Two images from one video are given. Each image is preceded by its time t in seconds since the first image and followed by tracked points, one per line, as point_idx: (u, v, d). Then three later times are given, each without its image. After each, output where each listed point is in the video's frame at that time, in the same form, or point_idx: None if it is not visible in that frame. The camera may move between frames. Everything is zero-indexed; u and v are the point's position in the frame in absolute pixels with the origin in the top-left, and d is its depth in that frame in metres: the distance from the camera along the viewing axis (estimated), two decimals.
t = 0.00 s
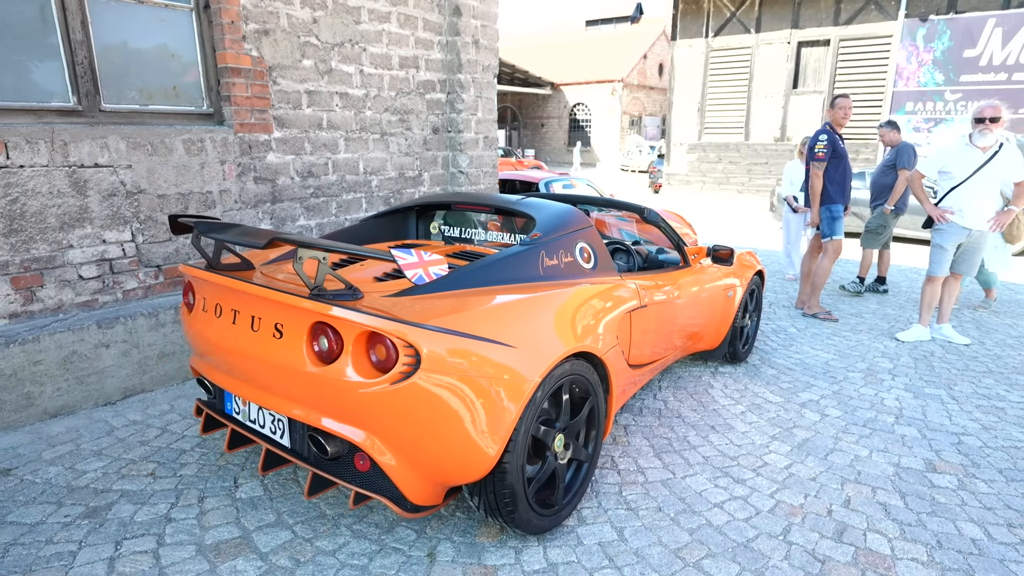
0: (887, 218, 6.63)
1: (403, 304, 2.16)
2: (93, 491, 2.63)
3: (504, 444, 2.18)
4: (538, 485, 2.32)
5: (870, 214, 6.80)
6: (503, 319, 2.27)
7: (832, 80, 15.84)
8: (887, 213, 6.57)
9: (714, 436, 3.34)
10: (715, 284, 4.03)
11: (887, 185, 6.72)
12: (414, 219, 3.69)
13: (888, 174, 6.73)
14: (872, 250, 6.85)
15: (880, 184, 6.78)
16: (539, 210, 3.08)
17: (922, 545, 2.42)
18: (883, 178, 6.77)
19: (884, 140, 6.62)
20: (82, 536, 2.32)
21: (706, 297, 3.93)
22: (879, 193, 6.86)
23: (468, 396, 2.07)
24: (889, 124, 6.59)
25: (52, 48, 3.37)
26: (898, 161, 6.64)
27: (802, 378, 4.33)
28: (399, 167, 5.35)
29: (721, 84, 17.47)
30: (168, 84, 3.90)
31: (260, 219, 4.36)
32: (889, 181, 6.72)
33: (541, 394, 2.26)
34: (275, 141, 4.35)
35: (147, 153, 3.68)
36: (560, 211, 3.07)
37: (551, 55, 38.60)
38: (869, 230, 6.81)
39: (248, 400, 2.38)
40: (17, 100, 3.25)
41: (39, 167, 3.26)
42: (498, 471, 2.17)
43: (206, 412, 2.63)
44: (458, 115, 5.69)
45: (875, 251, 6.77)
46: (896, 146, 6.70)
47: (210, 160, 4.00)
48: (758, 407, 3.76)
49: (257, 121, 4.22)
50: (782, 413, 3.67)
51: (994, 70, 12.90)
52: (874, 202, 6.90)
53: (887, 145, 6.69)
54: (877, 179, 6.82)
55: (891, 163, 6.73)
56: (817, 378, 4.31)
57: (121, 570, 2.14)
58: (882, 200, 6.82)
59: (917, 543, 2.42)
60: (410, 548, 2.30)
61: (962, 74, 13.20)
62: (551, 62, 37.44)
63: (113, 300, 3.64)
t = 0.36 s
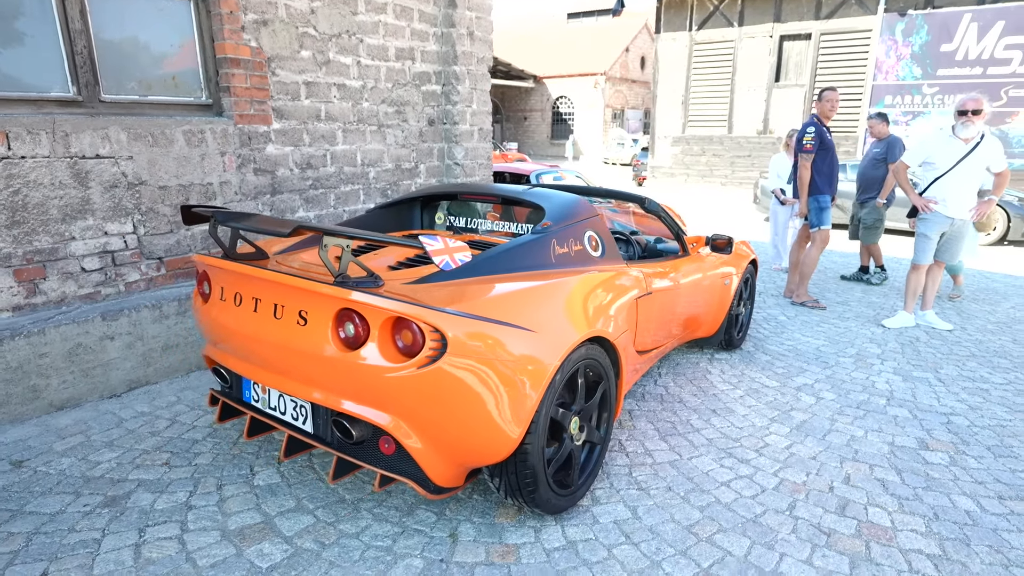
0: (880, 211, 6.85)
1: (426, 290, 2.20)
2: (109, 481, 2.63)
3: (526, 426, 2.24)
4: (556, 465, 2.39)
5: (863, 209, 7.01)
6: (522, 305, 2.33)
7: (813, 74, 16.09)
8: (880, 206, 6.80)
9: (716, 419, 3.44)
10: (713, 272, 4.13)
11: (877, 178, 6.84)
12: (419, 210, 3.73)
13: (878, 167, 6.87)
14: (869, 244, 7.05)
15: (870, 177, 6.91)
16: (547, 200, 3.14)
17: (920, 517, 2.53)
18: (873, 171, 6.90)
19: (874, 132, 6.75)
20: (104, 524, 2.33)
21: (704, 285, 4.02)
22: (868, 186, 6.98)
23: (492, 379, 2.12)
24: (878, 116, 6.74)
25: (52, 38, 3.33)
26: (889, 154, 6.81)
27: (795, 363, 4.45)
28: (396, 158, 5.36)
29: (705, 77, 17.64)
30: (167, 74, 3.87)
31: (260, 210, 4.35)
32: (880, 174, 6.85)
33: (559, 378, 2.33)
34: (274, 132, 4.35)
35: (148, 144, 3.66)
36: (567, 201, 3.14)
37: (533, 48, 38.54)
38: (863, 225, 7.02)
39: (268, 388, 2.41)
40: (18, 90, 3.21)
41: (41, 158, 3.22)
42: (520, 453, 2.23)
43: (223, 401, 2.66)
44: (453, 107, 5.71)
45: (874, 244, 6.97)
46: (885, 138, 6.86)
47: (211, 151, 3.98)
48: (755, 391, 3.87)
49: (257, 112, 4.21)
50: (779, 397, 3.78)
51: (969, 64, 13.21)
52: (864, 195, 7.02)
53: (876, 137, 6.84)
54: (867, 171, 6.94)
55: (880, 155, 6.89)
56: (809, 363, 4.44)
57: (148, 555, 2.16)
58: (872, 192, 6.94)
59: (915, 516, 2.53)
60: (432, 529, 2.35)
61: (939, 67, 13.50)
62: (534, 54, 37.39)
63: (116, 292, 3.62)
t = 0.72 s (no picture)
0: (873, 202, 7.05)
1: (445, 274, 2.21)
2: (117, 473, 2.59)
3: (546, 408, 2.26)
4: (572, 448, 2.42)
5: (854, 200, 7.15)
6: (539, 289, 2.35)
7: (790, 67, 16.36)
8: (874, 197, 6.99)
9: (716, 402, 3.51)
10: (710, 259, 4.20)
11: (868, 168, 6.94)
12: (420, 199, 3.71)
13: (868, 158, 6.99)
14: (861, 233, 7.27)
15: (860, 167, 7.01)
16: (554, 188, 3.17)
17: (921, 491, 2.62)
18: (864, 161, 7.02)
19: (863, 122, 6.99)
20: (116, 516, 2.30)
21: (702, 272, 4.09)
22: (858, 177, 7.08)
23: (513, 363, 2.14)
24: (868, 106, 6.95)
25: (42, 23, 3.25)
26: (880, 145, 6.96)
27: (788, 348, 4.55)
28: (389, 148, 5.33)
29: (684, 69, 17.79)
30: (159, 61, 3.80)
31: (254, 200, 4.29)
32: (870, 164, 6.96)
33: (576, 361, 2.35)
34: (268, 121, 4.29)
35: (141, 132, 3.59)
36: (573, 189, 3.17)
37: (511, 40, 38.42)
38: (856, 215, 7.21)
39: (283, 376, 2.40)
40: (7, 76, 3.12)
41: (33, 146, 3.15)
42: (540, 436, 2.26)
43: (234, 390, 2.64)
44: (445, 97, 5.69)
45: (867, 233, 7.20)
46: (871, 130, 7.06)
47: (205, 140, 3.91)
48: (752, 375, 3.95)
49: (251, 100, 4.15)
50: (775, 380, 3.86)
51: (940, 58, 13.52)
52: (855, 186, 7.12)
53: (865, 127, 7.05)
54: (857, 162, 7.06)
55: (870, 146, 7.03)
56: (802, 348, 4.54)
57: (166, 546, 2.14)
58: (863, 183, 7.03)
59: (916, 490, 2.62)
60: (451, 513, 2.37)
61: (912, 61, 13.80)
62: (512, 46, 37.26)
63: (110, 284, 3.55)
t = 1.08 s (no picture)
0: (850, 198, 7.26)
1: (452, 271, 2.23)
2: (113, 478, 2.54)
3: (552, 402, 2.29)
4: (577, 441, 2.46)
5: (832, 196, 7.36)
6: (543, 285, 2.38)
7: (761, 67, 16.69)
8: (851, 193, 7.20)
9: (707, 394, 3.58)
10: (697, 255, 4.28)
11: (846, 165, 7.12)
12: (412, 197, 3.72)
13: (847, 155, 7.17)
14: (839, 228, 7.48)
15: (838, 165, 7.17)
16: (549, 185, 3.21)
17: (908, 475, 2.72)
18: (843, 159, 7.19)
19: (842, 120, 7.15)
20: (117, 521, 2.26)
21: (691, 267, 4.16)
22: (836, 174, 7.25)
23: (521, 358, 2.16)
24: (847, 106, 7.12)
25: (21, 18, 3.16)
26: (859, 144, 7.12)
27: (772, 340, 4.66)
28: (374, 147, 5.30)
29: (659, 68, 18.00)
30: (142, 58, 3.72)
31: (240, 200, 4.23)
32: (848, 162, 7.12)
33: (579, 355, 2.39)
34: (253, 120, 4.23)
35: (125, 130, 3.51)
36: (567, 187, 3.22)
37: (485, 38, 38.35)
38: (834, 210, 7.43)
39: (286, 375, 2.39)
40: None
41: (14, 145, 3.06)
42: (547, 429, 2.29)
43: (233, 391, 2.61)
44: (429, 95, 5.68)
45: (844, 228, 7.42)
46: (850, 128, 7.24)
47: (190, 139, 3.85)
48: (740, 368, 4.04)
49: (236, 98, 4.10)
50: (762, 372, 3.96)
51: (905, 58, 13.92)
52: (833, 182, 7.29)
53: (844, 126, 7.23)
54: (836, 159, 7.22)
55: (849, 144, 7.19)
56: (785, 340, 4.65)
57: (171, 550, 2.11)
58: (841, 180, 7.21)
59: (904, 474, 2.72)
60: (458, 508, 2.38)
61: (878, 61, 14.19)
62: (486, 45, 37.21)
63: (94, 286, 3.46)
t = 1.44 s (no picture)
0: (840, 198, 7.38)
1: (467, 274, 2.25)
2: (126, 482, 2.54)
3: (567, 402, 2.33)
4: (590, 440, 2.49)
5: (823, 196, 7.46)
6: (555, 286, 2.41)
7: (750, 68, 16.86)
8: (841, 193, 7.30)
9: (710, 393, 3.63)
10: (698, 255, 4.33)
11: (837, 165, 7.21)
12: (416, 199, 3.74)
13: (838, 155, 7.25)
14: (828, 227, 7.62)
15: (830, 165, 7.24)
16: (555, 189, 3.25)
17: (910, 470, 2.79)
18: (834, 159, 7.26)
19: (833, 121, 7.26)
20: (133, 525, 2.26)
21: (692, 268, 4.22)
22: (827, 174, 7.33)
23: (537, 359, 2.19)
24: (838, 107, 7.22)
25: (23, 21, 3.15)
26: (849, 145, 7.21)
27: (770, 339, 4.73)
28: (373, 149, 5.30)
29: (649, 69, 18.11)
30: (143, 61, 3.71)
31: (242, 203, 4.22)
32: (839, 162, 7.20)
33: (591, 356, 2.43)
34: (254, 122, 4.23)
35: (128, 134, 3.50)
36: (572, 190, 3.26)
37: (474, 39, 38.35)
38: (824, 210, 7.55)
39: (301, 378, 2.40)
40: None
41: (18, 149, 3.04)
42: (563, 429, 2.32)
43: (246, 394, 2.62)
44: (427, 97, 5.70)
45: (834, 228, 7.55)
46: (841, 129, 7.33)
47: (192, 142, 3.84)
48: (740, 367, 4.09)
49: (237, 101, 4.09)
50: (762, 371, 4.02)
51: (891, 59, 14.11)
52: (824, 182, 7.37)
53: (835, 126, 7.33)
54: (827, 159, 7.30)
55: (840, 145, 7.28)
56: (783, 339, 4.72)
57: (191, 553, 2.12)
58: (832, 180, 7.30)
59: (906, 469, 2.78)
60: (473, 508, 2.41)
61: (865, 62, 14.37)
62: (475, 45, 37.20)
63: (98, 290, 3.45)
